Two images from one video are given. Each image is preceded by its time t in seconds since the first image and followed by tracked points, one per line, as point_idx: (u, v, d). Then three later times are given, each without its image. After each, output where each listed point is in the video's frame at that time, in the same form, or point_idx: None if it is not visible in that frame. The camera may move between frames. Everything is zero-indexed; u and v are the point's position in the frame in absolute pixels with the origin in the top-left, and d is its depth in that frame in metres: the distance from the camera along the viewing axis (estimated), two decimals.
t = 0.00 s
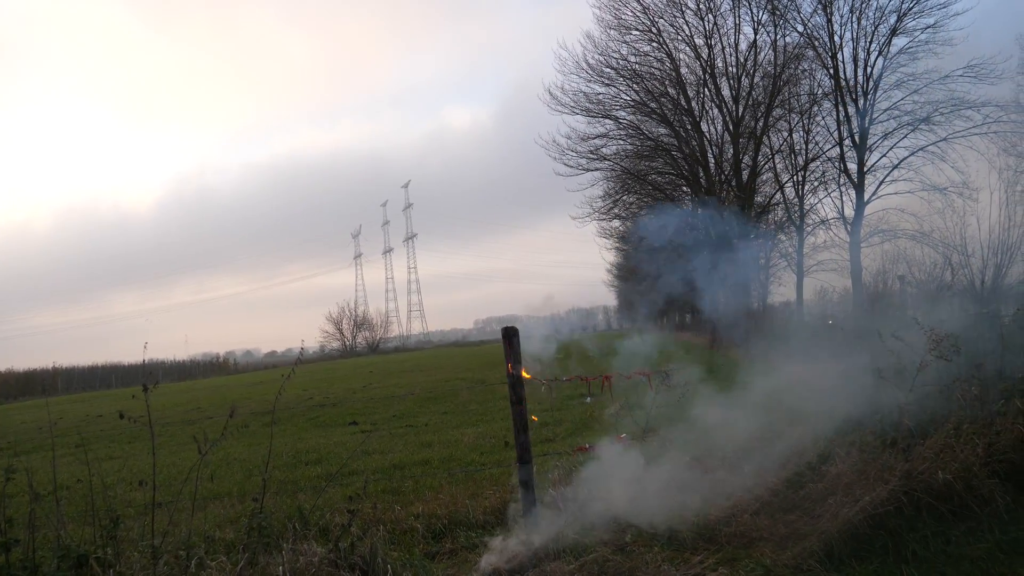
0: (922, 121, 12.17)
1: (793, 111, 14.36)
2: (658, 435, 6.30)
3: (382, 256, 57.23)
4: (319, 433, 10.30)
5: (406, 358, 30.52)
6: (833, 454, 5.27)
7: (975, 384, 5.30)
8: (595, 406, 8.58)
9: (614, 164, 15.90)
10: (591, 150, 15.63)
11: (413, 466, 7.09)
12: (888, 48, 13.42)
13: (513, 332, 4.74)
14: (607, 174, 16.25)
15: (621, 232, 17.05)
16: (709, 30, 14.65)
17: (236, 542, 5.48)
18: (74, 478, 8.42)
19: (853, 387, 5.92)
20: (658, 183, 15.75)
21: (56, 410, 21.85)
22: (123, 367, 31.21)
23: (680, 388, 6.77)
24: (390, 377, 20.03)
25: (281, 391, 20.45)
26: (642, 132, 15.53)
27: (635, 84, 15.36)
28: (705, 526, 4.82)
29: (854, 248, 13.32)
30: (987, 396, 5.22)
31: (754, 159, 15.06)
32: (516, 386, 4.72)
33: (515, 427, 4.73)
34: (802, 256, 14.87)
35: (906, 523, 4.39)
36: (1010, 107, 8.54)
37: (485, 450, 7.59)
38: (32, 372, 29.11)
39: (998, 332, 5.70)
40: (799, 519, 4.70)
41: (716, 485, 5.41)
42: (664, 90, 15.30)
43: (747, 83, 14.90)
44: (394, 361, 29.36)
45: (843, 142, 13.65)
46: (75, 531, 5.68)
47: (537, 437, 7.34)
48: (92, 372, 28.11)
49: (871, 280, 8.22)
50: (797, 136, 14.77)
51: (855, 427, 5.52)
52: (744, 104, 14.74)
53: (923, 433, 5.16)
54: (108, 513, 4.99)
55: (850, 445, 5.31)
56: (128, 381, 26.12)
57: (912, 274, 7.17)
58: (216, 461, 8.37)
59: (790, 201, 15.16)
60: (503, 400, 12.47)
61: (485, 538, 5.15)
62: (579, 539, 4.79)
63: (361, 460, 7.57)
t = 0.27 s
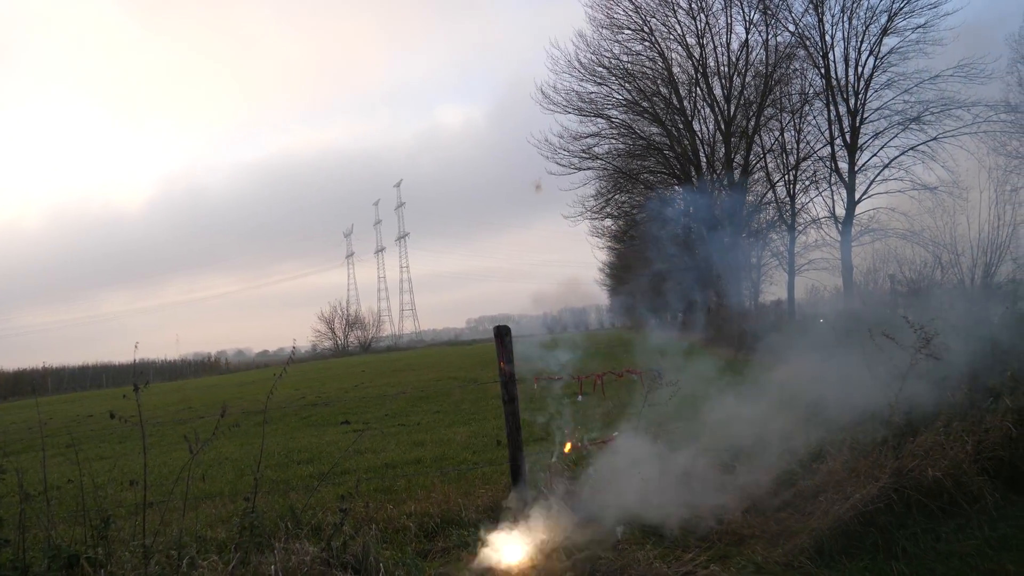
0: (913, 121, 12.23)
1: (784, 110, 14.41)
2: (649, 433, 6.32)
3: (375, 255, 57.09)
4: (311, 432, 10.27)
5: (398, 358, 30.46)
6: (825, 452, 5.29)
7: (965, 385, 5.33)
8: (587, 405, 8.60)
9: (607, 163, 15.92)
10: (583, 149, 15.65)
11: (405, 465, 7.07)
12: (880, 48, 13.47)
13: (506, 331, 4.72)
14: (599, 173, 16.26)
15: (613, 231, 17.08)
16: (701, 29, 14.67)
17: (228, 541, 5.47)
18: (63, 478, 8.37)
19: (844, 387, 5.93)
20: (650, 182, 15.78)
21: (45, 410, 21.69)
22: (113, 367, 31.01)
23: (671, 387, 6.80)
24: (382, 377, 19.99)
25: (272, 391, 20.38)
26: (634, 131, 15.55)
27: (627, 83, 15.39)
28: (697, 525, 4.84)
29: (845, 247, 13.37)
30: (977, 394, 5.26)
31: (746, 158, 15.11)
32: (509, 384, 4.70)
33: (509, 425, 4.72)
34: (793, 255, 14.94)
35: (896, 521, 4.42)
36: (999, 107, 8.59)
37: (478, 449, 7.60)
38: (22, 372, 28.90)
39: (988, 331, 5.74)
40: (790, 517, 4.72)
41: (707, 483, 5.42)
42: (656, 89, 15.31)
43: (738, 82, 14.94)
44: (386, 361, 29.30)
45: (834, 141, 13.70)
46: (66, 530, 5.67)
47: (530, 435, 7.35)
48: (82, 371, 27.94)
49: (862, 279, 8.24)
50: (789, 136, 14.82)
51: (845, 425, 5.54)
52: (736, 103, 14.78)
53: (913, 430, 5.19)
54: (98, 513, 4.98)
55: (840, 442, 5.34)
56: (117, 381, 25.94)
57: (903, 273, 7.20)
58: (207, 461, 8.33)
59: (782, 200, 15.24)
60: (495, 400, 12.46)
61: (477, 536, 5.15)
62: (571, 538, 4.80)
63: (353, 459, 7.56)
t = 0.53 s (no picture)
0: (908, 113, 12.24)
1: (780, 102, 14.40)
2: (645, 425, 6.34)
3: (369, 247, 56.93)
4: (306, 425, 10.28)
5: (393, 349, 30.46)
6: (820, 443, 5.33)
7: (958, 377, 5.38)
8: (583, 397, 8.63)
9: (601, 155, 15.89)
10: (578, 141, 15.62)
11: (402, 457, 7.10)
12: (875, 39, 13.46)
13: (502, 323, 4.69)
14: (594, 166, 16.23)
15: (608, 224, 17.08)
16: (696, 21, 14.63)
17: (225, 533, 5.49)
18: (58, 472, 8.37)
19: (839, 379, 5.96)
20: (645, 175, 15.77)
21: (38, 404, 21.63)
22: (106, 360, 30.87)
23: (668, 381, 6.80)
24: (378, 369, 20.00)
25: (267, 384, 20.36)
26: (629, 123, 15.51)
27: (622, 75, 15.34)
28: (693, 516, 4.88)
29: (840, 239, 13.41)
30: (971, 386, 5.31)
31: (741, 150, 15.11)
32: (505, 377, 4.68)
33: (505, 417, 4.73)
34: (788, 246, 15.01)
35: (891, 510, 4.47)
36: (993, 99, 8.61)
37: (474, 441, 7.62)
38: (15, 365, 28.82)
39: (982, 322, 5.79)
40: (786, 507, 4.76)
41: (704, 474, 5.46)
42: (651, 81, 15.27)
43: (733, 75, 14.91)
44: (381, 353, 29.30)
45: (829, 133, 13.71)
46: (63, 523, 5.69)
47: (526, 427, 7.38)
48: (74, 365, 27.83)
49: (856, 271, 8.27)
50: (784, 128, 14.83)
51: (840, 416, 5.59)
52: (730, 95, 14.77)
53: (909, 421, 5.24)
54: (96, 505, 5.00)
55: (835, 433, 5.38)
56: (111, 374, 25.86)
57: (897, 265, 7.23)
58: (202, 454, 8.34)
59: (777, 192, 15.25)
60: (491, 392, 12.49)
61: (475, 527, 5.18)
62: (569, 529, 4.83)
63: (349, 452, 7.58)
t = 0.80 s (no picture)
0: (907, 106, 12.23)
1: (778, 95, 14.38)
2: (644, 418, 6.35)
3: (368, 242, 56.90)
4: (306, 419, 10.30)
5: (392, 344, 30.50)
6: (820, 437, 5.34)
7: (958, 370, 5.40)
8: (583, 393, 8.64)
9: (600, 149, 15.84)
10: (577, 135, 15.60)
11: (402, 451, 7.12)
12: (874, 33, 13.44)
13: (503, 317, 4.68)
14: (593, 160, 16.20)
15: (607, 218, 17.06)
16: (695, 14, 14.59)
17: (226, 527, 5.51)
18: (59, 465, 8.38)
19: (838, 372, 5.96)
20: (643, 169, 15.74)
21: (37, 397, 21.64)
22: (106, 354, 30.86)
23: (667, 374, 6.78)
24: (377, 363, 20.03)
25: (266, 378, 20.37)
26: (628, 117, 15.47)
27: (620, 68, 15.30)
28: (694, 509, 4.90)
29: (839, 233, 13.41)
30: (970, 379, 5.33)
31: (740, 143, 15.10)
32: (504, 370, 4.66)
33: (506, 411, 4.72)
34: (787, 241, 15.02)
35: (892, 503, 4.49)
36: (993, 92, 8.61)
37: (474, 435, 7.64)
38: (15, 360, 28.84)
39: (981, 315, 5.81)
40: (787, 501, 4.78)
41: (703, 468, 5.48)
42: (650, 74, 15.24)
43: (732, 68, 14.88)
44: (380, 347, 29.35)
45: (828, 127, 13.69)
46: (65, 516, 5.72)
47: (526, 421, 7.40)
48: (75, 359, 27.84)
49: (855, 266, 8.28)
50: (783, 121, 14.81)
51: (841, 409, 5.61)
52: (729, 89, 14.74)
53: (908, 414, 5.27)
54: (96, 499, 5.03)
55: (835, 426, 5.40)
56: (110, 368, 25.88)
57: (896, 258, 7.24)
58: (203, 447, 8.36)
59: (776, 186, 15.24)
60: (490, 386, 12.53)
61: (475, 521, 5.20)
62: (569, 522, 4.84)
63: (349, 445, 7.60)
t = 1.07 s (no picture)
0: (908, 104, 12.22)
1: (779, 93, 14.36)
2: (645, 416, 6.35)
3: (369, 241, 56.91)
4: (308, 418, 10.32)
5: (393, 343, 30.51)
6: (822, 435, 5.35)
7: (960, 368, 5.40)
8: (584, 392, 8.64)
9: (601, 148, 15.82)
10: (578, 134, 15.60)
11: (403, 450, 7.13)
12: (875, 30, 13.42)
13: (504, 317, 4.66)
14: (594, 159, 16.17)
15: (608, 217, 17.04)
16: (695, 13, 14.58)
17: (228, 526, 5.52)
18: (61, 465, 8.40)
19: (841, 371, 5.96)
20: (644, 167, 15.71)
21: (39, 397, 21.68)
22: (107, 354, 30.90)
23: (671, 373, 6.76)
24: (378, 362, 20.05)
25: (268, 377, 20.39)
26: (628, 115, 15.44)
27: (621, 67, 15.28)
28: (696, 508, 4.90)
29: (840, 231, 13.40)
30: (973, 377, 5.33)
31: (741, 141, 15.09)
32: (505, 369, 4.65)
33: (507, 411, 4.71)
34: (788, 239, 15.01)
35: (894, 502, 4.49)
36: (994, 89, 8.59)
37: (475, 434, 7.64)
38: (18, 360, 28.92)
39: (983, 313, 5.81)
40: (789, 500, 4.79)
41: (705, 467, 5.48)
42: (650, 73, 15.21)
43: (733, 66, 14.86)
44: (381, 346, 29.36)
45: (829, 125, 13.68)
46: (67, 516, 5.74)
47: (527, 420, 7.40)
48: (77, 359, 27.89)
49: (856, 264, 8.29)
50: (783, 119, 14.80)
51: (842, 406, 5.60)
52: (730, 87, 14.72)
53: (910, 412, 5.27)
54: (99, 498, 5.06)
55: (837, 424, 5.40)
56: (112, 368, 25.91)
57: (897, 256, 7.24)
58: (205, 446, 8.38)
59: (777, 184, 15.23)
60: (491, 385, 12.53)
61: (477, 520, 5.21)
62: (571, 522, 4.84)
63: (351, 445, 7.61)
